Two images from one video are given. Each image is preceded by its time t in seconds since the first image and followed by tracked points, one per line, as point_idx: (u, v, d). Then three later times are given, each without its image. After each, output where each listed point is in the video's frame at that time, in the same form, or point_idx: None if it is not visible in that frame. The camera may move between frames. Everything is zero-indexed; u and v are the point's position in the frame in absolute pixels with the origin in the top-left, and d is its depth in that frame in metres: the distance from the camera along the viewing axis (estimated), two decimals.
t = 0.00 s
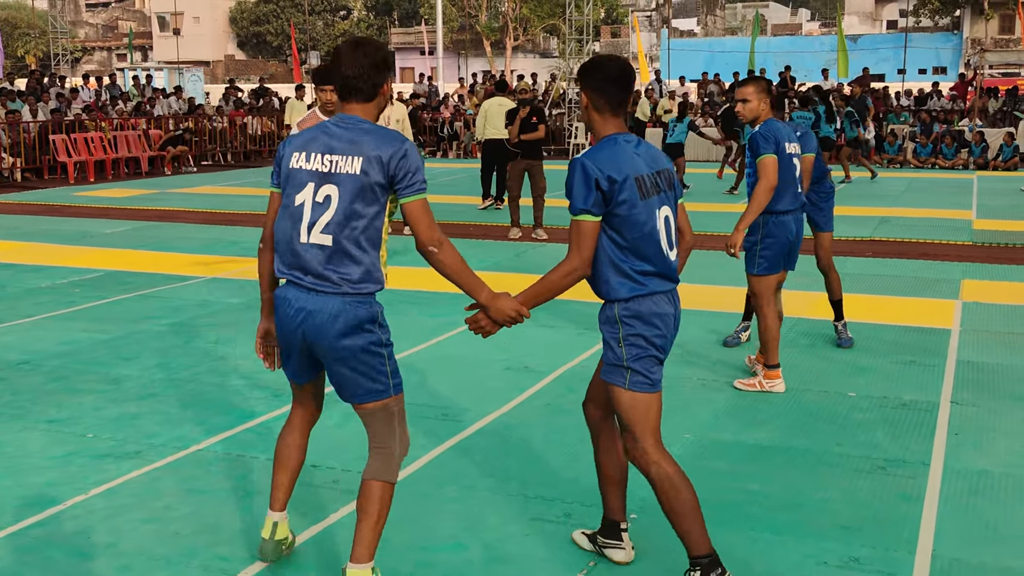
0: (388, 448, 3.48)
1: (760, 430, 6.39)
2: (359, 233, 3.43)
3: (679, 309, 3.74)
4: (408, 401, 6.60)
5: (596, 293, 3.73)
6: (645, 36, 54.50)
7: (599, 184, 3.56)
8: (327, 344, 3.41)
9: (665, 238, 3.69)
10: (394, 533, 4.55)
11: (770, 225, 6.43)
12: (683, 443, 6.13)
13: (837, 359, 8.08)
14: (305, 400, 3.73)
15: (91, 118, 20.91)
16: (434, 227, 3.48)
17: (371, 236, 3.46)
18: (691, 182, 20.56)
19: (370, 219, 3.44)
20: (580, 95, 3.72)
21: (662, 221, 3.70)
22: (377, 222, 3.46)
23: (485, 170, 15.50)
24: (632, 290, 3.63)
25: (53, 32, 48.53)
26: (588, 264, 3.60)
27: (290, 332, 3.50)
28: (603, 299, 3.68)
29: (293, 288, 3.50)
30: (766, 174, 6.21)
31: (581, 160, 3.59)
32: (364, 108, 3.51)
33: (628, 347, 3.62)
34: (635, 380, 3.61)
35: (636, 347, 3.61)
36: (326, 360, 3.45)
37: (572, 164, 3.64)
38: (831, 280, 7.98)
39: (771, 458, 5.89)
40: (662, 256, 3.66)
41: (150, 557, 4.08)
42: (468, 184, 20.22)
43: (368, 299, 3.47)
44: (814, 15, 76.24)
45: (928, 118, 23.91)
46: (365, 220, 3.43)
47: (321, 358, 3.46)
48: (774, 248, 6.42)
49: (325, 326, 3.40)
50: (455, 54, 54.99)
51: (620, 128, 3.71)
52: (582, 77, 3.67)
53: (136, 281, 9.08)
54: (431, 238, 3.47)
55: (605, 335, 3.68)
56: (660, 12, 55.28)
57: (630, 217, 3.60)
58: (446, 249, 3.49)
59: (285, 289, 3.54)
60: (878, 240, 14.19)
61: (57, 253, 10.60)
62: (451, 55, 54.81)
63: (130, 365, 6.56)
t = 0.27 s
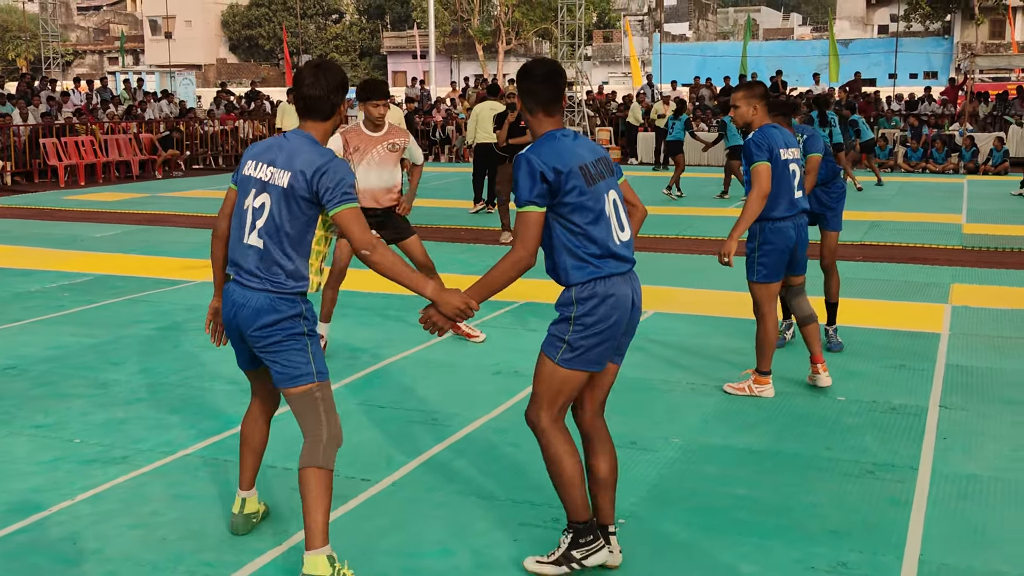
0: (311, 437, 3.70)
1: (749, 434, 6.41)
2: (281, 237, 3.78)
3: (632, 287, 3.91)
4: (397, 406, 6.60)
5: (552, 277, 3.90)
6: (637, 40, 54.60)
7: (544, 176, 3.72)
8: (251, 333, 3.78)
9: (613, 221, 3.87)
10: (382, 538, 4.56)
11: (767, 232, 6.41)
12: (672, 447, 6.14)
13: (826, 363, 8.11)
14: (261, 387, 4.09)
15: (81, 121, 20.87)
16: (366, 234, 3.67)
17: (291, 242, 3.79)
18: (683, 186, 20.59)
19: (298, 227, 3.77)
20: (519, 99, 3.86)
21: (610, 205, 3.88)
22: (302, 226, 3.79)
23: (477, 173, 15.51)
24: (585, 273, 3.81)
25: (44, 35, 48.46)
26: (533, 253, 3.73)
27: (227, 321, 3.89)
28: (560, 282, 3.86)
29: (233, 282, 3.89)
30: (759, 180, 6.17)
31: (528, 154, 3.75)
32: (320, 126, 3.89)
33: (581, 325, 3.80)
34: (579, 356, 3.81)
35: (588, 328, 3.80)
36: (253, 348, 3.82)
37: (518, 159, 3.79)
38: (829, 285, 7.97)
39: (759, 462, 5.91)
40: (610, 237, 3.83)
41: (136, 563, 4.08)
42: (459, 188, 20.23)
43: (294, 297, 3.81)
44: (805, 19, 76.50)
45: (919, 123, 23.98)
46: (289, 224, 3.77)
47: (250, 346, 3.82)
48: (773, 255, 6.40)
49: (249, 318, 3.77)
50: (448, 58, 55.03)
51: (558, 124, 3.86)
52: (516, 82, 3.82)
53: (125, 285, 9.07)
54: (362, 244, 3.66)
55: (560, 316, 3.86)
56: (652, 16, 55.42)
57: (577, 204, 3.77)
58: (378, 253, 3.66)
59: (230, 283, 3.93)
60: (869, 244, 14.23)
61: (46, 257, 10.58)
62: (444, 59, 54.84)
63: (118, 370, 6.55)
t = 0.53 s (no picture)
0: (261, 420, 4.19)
1: (739, 438, 6.44)
2: (237, 237, 4.13)
3: (578, 318, 4.10)
4: (387, 411, 6.62)
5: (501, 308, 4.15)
6: (629, 44, 54.70)
7: (482, 220, 3.97)
8: (200, 320, 4.18)
9: (559, 255, 4.05)
10: (371, 542, 4.57)
11: (777, 240, 6.36)
12: (661, 451, 6.17)
13: (816, 367, 8.14)
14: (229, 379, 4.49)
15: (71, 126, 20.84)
16: (342, 245, 4.11)
17: (248, 240, 4.15)
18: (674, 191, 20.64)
19: (259, 228, 4.12)
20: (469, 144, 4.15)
21: (557, 239, 4.06)
22: (260, 230, 4.13)
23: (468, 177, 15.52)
24: (526, 306, 4.03)
25: (34, 41, 48.35)
26: (479, 291, 4.02)
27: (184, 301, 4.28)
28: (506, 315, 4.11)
29: (195, 267, 4.27)
30: (763, 188, 6.22)
31: (470, 199, 4.01)
32: (297, 138, 4.28)
33: (521, 355, 4.04)
34: (515, 383, 4.05)
35: (530, 357, 4.03)
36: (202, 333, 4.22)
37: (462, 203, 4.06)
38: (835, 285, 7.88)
39: (748, 466, 5.94)
40: (554, 270, 4.03)
41: (125, 569, 4.09)
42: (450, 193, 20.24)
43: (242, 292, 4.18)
44: (795, 23, 76.78)
45: (908, 127, 24.09)
46: (248, 227, 4.12)
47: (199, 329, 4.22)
48: (783, 262, 6.35)
49: (200, 305, 4.16)
50: (439, 63, 55.06)
51: (505, 165, 4.12)
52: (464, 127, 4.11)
53: (115, 291, 9.07)
54: (340, 251, 4.10)
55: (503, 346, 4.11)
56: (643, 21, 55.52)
57: (516, 243, 3.99)
58: (352, 262, 4.10)
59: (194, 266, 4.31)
60: (859, 248, 14.28)
61: (35, 262, 10.56)
62: (435, 64, 54.87)
63: (108, 376, 6.55)
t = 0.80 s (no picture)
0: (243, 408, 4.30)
1: (732, 441, 6.47)
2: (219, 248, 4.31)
3: (543, 346, 4.15)
4: (382, 415, 6.64)
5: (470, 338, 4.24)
6: (623, 48, 54.81)
7: (442, 260, 4.04)
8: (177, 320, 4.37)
9: (519, 288, 4.10)
10: (365, 546, 4.59)
11: (796, 242, 6.35)
12: (655, 454, 6.19)
13: (809, 370, 8.17)
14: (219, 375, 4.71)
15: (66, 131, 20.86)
16: (309, 264, 4.21)
17: (228, 251, 4.32)
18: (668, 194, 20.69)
19: (239, 241, 4.29)
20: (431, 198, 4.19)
21: (515, 272, 4.11)
22: (241, 244, 4.30)
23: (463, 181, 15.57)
24: (490, 336, 4.10)
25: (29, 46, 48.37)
26: (442, 327, 4.06)
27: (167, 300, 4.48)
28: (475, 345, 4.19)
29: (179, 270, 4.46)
30: (780, 189, 6.22)
31: (430, 242, 4.08)
32: (288, 164, 4.43)
33: (487, 383, 4.11)
34: (484, 406, 4.13)
35: (497, 383, 4.10)
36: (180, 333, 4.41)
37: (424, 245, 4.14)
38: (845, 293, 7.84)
39: (741, 469, 5.96)
40: (516, 302, 4.08)
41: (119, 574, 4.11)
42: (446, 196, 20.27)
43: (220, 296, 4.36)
44: (790, 25, 76.89)
45: (902, 130, 24.16)
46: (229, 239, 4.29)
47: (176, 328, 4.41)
48: (802, 264, 6.35)
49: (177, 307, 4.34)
50: (435, 67, 55.15)
51: (466, 211, 4.18)
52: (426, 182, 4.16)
53: (110, 296, 9.09)
54: (307, 272, 4.20)
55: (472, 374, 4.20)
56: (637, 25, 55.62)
57: (477, 279, 4.05)
58: (319, 281, 4.21)
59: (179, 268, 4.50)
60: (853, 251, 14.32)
61: (30, 268, 10.57)
62: (430, 68, 54.97)
63: (103, 381, 6.57)
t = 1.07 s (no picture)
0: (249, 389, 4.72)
1: (733, 443, 6.49)
2: (214, 252, 4.64)
3: (527, 323, 4.27)
4: (383, 418, 6.68)
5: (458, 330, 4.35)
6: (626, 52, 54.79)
7: (417, 253, 4.20)
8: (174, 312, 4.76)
9: (495, 270, 4.25)
10: (366, 549, 4.62)
11: (791, 247, 6.34)
12: (655, 457, 6.22)
13: (810, 372, 8.19)
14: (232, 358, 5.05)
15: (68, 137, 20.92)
16: (303, 275, 4.39)
17: (226, 257, 4.66)
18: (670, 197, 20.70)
19: (236, 249, 4.63)
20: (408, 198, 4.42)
21: (489, 257, 4.26)
22: (236, 251, 4.63)
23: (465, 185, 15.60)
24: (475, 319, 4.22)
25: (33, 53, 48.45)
26: (419, 319, 4.20)
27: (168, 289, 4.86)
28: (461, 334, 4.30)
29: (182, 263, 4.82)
30: (778, 195, 6.24)
31: (405, 241, 4.25)
32: (295, 186, 4.67)
33: (479, 364, 4.21)
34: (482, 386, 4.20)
35: (488, 363, 4.21)
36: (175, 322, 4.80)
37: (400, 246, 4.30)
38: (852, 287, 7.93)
39: (741, 471, 5.98)
40: (493, 284, 4.22)
41: None
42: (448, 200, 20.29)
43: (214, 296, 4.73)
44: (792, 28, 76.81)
45: (905, 133, 24.14)
46: (225, 245, 4.62)
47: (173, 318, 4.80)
48: (795, 269, 6.35)
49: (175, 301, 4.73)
50: (438, 71, 55.16)
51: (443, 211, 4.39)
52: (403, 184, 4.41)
53: (113, 301, 9.13)
54: (300, 282, 4.37)
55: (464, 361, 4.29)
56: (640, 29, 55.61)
57: (454, 265, 4.20)
58: (311, 293, 4.38)
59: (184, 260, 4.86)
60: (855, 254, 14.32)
61: (33, 274, 10.61)
62: (433, 72, 54.98)
63: (106, 387, 6.61)
